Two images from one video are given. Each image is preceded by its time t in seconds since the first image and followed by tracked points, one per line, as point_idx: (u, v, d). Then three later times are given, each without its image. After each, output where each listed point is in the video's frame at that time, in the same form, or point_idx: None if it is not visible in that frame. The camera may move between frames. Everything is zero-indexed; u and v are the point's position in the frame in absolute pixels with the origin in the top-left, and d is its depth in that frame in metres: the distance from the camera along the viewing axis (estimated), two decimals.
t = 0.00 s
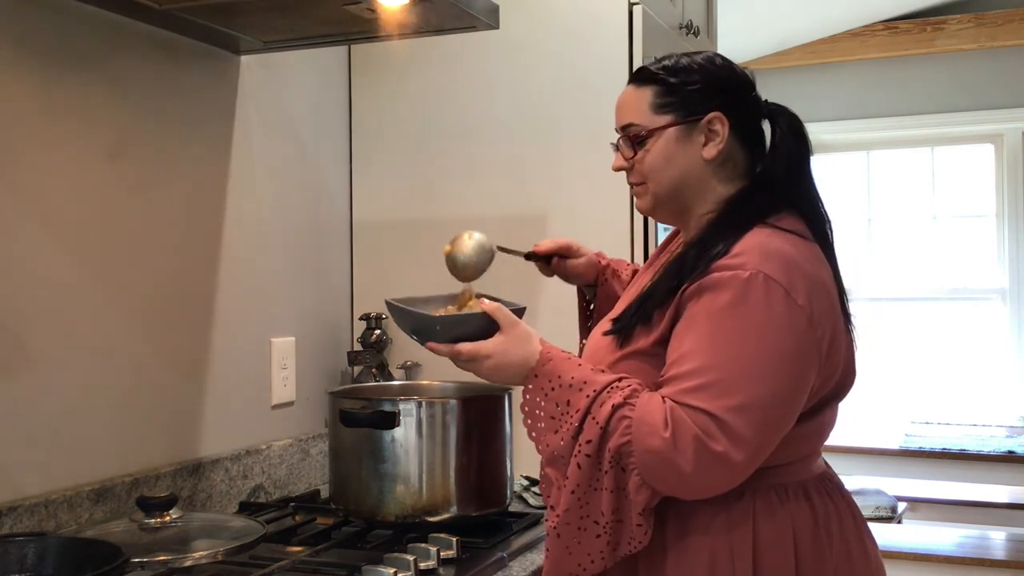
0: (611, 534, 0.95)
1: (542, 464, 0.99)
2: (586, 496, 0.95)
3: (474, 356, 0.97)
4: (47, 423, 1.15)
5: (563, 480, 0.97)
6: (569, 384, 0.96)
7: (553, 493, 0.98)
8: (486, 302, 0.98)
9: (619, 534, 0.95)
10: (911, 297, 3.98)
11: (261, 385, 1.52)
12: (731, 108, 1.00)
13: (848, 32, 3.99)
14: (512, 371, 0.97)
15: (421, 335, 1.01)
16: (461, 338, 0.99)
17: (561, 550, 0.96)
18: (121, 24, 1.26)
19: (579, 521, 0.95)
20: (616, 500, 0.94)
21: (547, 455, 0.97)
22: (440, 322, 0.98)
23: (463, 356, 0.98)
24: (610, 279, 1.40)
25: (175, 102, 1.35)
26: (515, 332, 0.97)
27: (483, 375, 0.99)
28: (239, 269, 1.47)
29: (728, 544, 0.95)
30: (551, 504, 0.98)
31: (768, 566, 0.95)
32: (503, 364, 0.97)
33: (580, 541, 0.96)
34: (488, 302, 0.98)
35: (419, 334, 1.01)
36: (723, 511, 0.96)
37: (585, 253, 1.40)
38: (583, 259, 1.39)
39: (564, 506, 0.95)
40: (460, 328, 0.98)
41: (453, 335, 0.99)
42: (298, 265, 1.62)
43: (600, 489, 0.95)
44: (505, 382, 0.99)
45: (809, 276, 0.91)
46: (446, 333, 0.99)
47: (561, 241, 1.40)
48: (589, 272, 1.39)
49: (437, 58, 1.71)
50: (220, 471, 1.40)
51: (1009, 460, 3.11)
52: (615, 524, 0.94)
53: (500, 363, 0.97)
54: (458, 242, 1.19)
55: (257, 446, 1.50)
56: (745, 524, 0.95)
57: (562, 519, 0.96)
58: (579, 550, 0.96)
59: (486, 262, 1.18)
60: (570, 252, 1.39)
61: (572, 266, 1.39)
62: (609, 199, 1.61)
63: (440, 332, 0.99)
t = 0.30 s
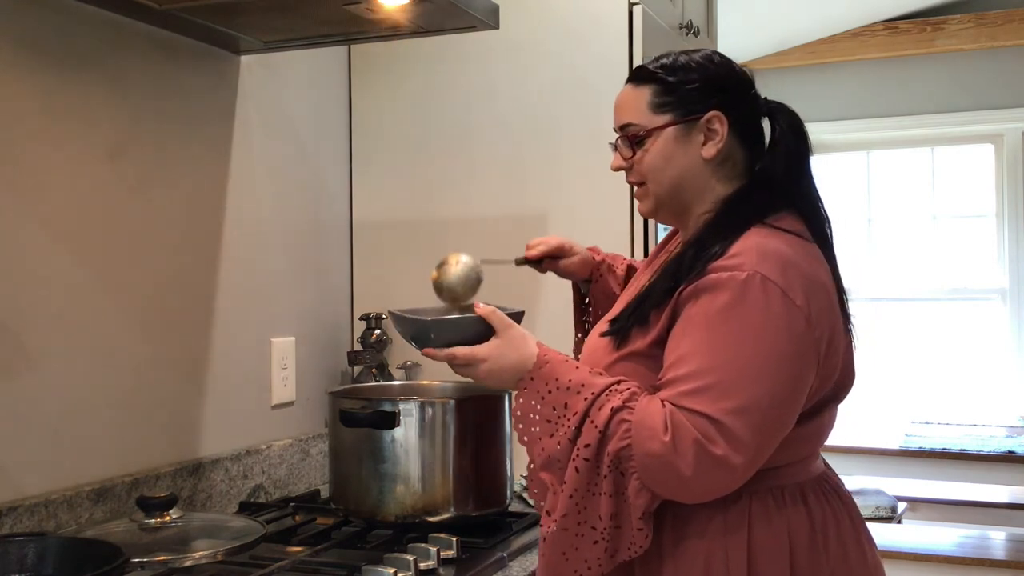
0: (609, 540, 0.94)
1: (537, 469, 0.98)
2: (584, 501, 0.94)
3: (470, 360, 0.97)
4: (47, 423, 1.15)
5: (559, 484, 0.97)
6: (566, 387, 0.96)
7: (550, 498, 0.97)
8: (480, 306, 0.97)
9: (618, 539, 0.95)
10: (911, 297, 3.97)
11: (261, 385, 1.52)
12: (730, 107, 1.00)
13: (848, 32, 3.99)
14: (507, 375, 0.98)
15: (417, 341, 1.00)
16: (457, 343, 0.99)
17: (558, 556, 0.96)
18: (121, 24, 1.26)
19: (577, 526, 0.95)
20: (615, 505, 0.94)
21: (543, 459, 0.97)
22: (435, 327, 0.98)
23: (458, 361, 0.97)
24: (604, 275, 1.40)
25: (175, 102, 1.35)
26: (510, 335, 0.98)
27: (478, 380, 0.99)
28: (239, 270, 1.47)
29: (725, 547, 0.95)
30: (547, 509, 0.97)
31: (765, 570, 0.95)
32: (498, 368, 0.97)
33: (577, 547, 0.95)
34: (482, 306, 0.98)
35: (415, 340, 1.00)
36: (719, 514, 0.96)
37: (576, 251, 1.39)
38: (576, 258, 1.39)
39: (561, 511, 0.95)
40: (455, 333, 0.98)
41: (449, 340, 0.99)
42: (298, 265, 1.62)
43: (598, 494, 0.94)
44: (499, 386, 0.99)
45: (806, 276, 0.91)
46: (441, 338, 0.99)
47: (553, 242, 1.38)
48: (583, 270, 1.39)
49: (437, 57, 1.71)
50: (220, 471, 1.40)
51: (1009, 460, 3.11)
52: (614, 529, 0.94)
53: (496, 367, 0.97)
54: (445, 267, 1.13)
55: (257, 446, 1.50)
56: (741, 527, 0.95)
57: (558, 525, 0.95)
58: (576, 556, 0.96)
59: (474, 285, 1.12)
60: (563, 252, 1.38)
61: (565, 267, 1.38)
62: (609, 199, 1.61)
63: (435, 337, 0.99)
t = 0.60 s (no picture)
0: (606, 541, 0.94)
1: (538, 465, 0.99)
2: (582, 501, 0.95)
3: (474, 350, 0.97)
4: (47, 423, 1.15)
5: (558, 482, 0.97)
6: (568, 385, 0.96)
7: (549, 496, 0.98)
8: (489, 299, 1.00)
9: (615, 541, 0.95)
10: (911, 297, 3.97)
11: (261, 385, 1.52)
12: (729, 106, 0.99)
13: (848, 32, 3.99)
14: (512, 368, 0.98)
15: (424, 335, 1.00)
16: (464, 335, 1.00)
17: (554, 555, 0.96)
18: (120, 24, 1.26)
19: (574, 526, 0.95)
20: (613, 507, 0.93)
21: (544, 456, 0.97)
22: (442, 319, 0.99)
23: (462, 351, 0.97)
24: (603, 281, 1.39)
25: (175, 103, 1.35)
26: (516, 328, 0.99)
27: (483, 375, 0.99)
28: (239, 270, 1.47)
29: (722, 551, 0.95)
30: (545, 507, 0.98)
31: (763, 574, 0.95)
32: (502, 361, 0.97)
33: (573, 546, 0.95)
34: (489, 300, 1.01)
35: (422, 335, 1.01)
36: (717, 517, 0.96)
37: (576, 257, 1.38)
38: (576, 264, 1.38)
39: (559, 510, 0.95)
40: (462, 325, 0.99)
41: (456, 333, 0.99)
42: (299, 265, 1.62)
43: (597, 494, 0.94)
44: (502, 381, 0.99)
45: (806, 278, 0.91)
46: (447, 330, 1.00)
47: (553, 249, 1.38)
48: (583, 275, 1.38)
49: (436, 57, 1.71)
50: (220, 471, 1.40)
51: (1009, 460, 3.11)
52: (611, 531, 0.94)
53: (501, 359, 0.97)
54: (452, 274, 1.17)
55: (257, 446, 1.50)
56: (739, 532, 0.95)
57: (556, 523, 0.95)
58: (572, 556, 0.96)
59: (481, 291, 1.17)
60: (564, 258, 1.38)
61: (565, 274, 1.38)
62: (608, 199, 1.61)
63: (443, 330, 0.99)
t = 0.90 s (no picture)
0: (602, 540, 0.94)
1: (538, 461, 0.99)
2: (579, 499, 0.95)
3: (478, 360, 0.97)
4: (47, 423, 1.15)
5: (556, 479, 0.97)
6: (568, 382, 0.96)
7: (546, 493, 0.98)
8: (482, 307, 1.01)
9: (611, 540, 0.95)
10: (911, 297, 3.97)
11: (261, 385, 1.52)
12: (718, 104, 0.99)
13: (848, 32, 3.99)
14: (515, 369, 0.98)
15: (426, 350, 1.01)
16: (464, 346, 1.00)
17: (550, 552, 0.96)
18: (121, 24, 1.26)
19: (571, 523, 0.95)
20: (610, 506, 0.94)
21: (543, 452, 0.98)
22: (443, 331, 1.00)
23: (466, 363, 0.97)
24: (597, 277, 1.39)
25: (175, 102, 1.35)
26: (513, 330, 0.99)
27: (489, 381, 0.99)
28: (239, 270, 1.47)
29: (718, 553, 0.95)
30: (542, 503, 0.98)
31: None
32: (505, 363, 0.97)
33: (569, 544, 0.96)
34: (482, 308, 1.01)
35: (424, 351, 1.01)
36: (714, 519, 0.96)
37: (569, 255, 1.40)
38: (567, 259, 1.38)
39: (555, 507, 0.95)
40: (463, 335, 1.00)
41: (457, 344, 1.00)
42: (299, 265, 1.62)
43: (594, 492, 0.95)
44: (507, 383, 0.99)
45: (801, 278, 0.91)
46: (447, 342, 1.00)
47: (543, 249, 1.40)
48: (577, 271, 1.38)
49: (436, 57, 1.71)
50: (220, 471, 1.40)
51: (1009, 460, 3.11)
52: (608, 530, 0.94)
53: (503, 362, 0.97)
54: (437, 273, 1.22)
55: (257, 446, 1.50)
56: (737, 534, 0.95)
57: (552, 520, 0.96)
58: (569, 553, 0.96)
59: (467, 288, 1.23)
60: (554, 256, 1.39)
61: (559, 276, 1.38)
62: (608, 199, 1.61)
63: (444, 341, 1.00)
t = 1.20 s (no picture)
0: (594, 545, 0.94)
1: (527, 464, 0.98)
2: (571, 503, 0.95)
3: (477, 360, 0.97)
4: (47, 423, 1.15)
5: (547, 482, 0.97)
6: (565, 385, 0.96)
7: (537, 496, 0.97)
8: (482, 308, 1.01)
9: (603, 546, 0.95)
10: (911, 297, 3.98)
11: (261, 385, 1.52)
12: (699, 106, 0.99)
13: (848, 32, 3.99)
14: (516, 371, 0.97)
15: (421, 352, 1.00)
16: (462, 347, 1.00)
17: (541, 557, 0.96)
18: (121, 24, 1.26)
19: (562, 528, 0.95)
20: (603, 511, 0.94)
21: (534, 455, 0.97)
22: (439, 330, 1.00)
23: (465, 363, 0.97)
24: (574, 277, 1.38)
25: (175, 102, 1.35)
26: (512, 330, 0.99)
27: (489, 385, 0.98)
28: (238, 270, 1.47)
29: (713, 561, 0.95)
30: (533, 506, 0.98)
31: None
32: (506, 365, 0.97)
33: (560, 549, 0.96)
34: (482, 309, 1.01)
35: (418, 353, 1.01)
36: (708, 526, 0.96)
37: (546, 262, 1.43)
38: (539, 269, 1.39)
39: (548, 512, 0.95)
40: (460, 334, 1.00)
41: (455, 343, 1.00)
42: (298, 265, 1.62)
43: (587, 497, 0.95)
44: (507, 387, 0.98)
45: (789, 281, 0.91)
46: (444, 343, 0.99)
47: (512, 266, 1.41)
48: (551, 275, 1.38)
49: (436, 57, 1.71)
50: (220, 471, 1.40)
51: (1009, 460, 3.11)
52: (600, 535, 0.94)
53: (503, 364, 0.97)
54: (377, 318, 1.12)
55: (257, 446, 1.50)
56: (731, 541, 0.95)
57: (544, 525, 0.96)
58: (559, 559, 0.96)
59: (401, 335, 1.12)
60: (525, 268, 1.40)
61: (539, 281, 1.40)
62: (608, 199, 1.61)
63: (440, 341, 0.99)
